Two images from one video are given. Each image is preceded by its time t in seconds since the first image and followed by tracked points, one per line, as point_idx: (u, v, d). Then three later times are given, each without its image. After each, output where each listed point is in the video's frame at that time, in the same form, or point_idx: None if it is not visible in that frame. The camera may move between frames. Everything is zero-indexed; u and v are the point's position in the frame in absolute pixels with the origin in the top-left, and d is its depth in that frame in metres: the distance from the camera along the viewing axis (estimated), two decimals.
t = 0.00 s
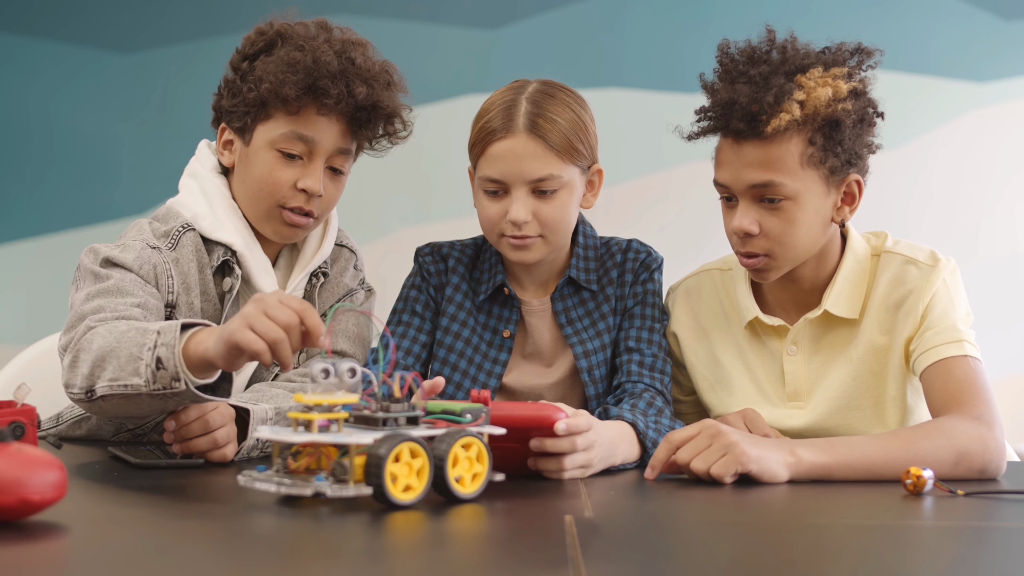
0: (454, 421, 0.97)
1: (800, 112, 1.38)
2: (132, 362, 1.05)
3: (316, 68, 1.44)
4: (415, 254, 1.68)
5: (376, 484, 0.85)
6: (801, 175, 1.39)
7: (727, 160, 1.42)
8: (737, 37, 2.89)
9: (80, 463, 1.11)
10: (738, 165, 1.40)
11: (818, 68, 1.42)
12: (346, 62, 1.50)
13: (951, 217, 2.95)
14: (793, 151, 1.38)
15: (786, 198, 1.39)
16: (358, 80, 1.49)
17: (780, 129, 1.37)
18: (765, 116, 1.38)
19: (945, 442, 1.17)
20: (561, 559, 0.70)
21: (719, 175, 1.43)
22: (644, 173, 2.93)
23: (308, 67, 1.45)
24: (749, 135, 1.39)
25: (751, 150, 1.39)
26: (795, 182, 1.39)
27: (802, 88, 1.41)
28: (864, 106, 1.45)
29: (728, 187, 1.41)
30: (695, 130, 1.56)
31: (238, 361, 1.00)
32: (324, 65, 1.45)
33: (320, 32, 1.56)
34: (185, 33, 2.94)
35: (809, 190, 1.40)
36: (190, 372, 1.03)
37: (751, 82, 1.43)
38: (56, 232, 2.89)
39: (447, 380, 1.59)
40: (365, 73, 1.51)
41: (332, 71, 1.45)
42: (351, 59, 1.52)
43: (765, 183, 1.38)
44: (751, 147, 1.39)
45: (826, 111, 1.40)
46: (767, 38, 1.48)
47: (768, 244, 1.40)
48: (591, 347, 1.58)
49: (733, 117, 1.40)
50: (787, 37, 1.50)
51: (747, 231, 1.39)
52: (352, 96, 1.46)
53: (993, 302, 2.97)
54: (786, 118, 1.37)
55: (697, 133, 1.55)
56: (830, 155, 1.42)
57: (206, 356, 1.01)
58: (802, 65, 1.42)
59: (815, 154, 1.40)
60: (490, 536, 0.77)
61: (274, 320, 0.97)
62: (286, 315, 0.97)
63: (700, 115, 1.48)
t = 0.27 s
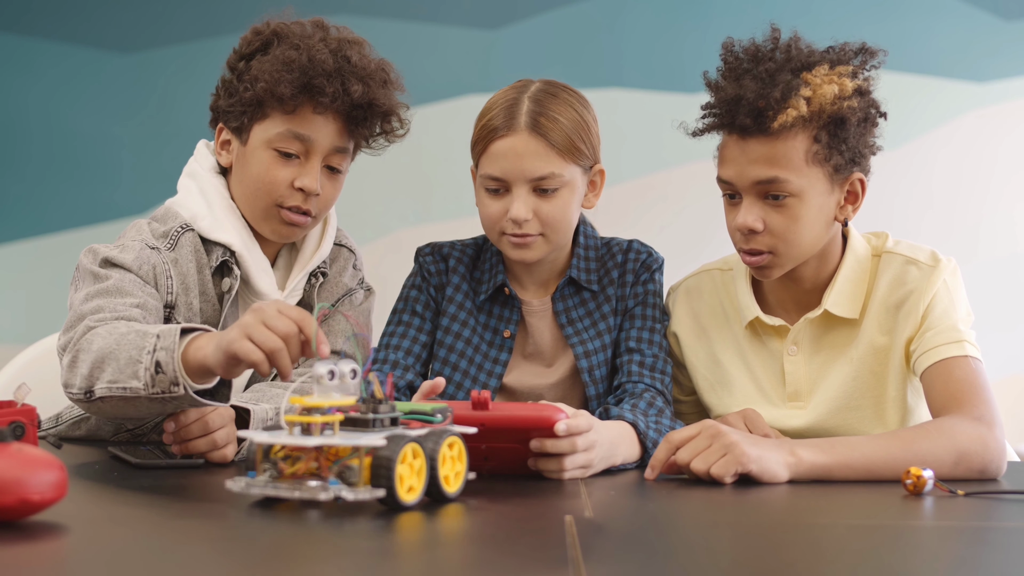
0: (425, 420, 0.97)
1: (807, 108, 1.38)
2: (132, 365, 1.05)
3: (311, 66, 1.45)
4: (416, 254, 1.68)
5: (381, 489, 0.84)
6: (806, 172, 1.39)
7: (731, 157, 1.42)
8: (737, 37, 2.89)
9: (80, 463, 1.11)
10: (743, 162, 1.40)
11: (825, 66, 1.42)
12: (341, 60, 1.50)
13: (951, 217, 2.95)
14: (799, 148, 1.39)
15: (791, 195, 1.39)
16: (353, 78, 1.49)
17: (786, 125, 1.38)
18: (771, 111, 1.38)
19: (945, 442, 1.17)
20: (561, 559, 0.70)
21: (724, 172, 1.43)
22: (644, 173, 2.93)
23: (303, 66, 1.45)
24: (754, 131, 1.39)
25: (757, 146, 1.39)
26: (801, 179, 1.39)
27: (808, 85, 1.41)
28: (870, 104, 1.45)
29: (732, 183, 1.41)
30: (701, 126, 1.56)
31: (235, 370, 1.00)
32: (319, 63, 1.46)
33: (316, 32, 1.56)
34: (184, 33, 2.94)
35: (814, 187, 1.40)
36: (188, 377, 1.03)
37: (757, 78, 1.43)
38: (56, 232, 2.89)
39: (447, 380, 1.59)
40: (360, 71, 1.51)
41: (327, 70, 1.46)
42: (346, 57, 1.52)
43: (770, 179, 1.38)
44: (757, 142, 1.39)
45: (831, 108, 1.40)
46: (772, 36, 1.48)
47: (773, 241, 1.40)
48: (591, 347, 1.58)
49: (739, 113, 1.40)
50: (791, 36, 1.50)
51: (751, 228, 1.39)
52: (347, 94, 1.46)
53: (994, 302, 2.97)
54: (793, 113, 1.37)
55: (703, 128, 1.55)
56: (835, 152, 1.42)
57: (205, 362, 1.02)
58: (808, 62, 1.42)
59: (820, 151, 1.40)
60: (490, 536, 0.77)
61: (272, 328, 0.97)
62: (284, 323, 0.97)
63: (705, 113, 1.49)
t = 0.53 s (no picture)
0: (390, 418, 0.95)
1: (814, 104, 1.39)
2: (138, 367, 1.04)
3: (307, 63, 1.45)
4: (416, 254, 1.68)
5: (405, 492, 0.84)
6: (812, 168, 1.39)
7: (737, 153, 1.41)
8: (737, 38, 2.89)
9: (80, 463, 1.11)
10: (750, 158, 1.40)
11: (831, 63, 1.43)
12: (338, 57, 1.50)
13: (951, 217, 2.95)
14: (805, 144, 1.39)
15: (797, 191, 1.39)
16: (350, 75, 1.49)
17: (794, 121, 1.38)
18: (779, 107, 1.38)
19: (945, 442, 1.17)
20: (561, 559, 0.70)
21: (728, 168, 1.43)
22: (644, 173, 2.93)
23: (300, 63, 1.45)
24: (762, 126, 1.39)
25: (765, 142, 1.39)
26: (807, 175, 1.39)
27: (816, 81, 1.41)
28: (876, 104, 1.46)
29: (737, 179, 1.41)
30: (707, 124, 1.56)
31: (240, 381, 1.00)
32: (315, 60, 1.46)
33: (313, 30, 1.56)
34: (184, 33, 2.94)
35: (819, 184, 1.40)
36: (195, 384, 1.03)
37: (765, 73, 1.43)
38: (56, 232, 2.89)
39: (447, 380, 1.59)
40: (357, 68, 1.51)
41: (324, 66, 1.46)
42: (343, 55, 1.52)
43: (776, 175, 1.38)
44: (764, 138, 1.39)
45: (837, 105, 1.41)
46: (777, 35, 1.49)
47: (778, 238, 1.40)
48: (591, 347, 1.58)
49: (746, 109, 1.40)
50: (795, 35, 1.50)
51: (757, 225, 1.38)
52: (344, 90, 1.46)
53: (994, 302, 2.97)
54: (801, 109, 1.37)
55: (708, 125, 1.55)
56: (841, 150, 1.42)
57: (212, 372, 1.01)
58: (814, 59, 1.43)
59: (826, 148, 1.40)
60: (490, 537, 0.77)
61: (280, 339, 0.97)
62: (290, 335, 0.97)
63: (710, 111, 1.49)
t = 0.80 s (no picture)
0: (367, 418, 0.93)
1: (821, 102, 1.39)
2: (158, 354, 1.02)
3: (304, 64, 1.45)
4: (416, 254, 1.68)
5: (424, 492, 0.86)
6: (818, 167, 1.39)
7: (742, 152, 1.41)
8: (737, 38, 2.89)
9: (80, 464, 1.11)
10: (755, 156, 1.40)
11: (836, 63, 1.43)
12: (335, 57, 1.50)
13: (951, 218, 2.95)
14: (810, 143, 1.39)
15: (802, 189, 1.39)
16: (347, 75, 1.49)
17: (800, 120, 1.38)
18: (786, 105, 1.38)
19: (945, 442, 1.17)
20: (560, 560, 0.70)
21: (733, 167, 1.42)
22: (644, 174, 2.93)
23: (297, 64, 1.45)
24: (768, 125, 1.38)
25: (771, 141, 1.39)
26: (812, 173, 1.39)
27: (821, 80, 1.41)
28: (880, 104, 1.47)
29: (742, 178, 1.41)
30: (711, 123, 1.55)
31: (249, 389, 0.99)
32: (312, 60, 1.46)
33: (311, 30, 1.56)
34: (184, 34, 2.94)
35: (824, 183, 1.40)
36: (212, 381, 1.01)
37: (769, 72, 1.43)
38: (56, 232, 2.89)
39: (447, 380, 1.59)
40: (354, 68, 1.51)
41: (320, 66, 1.46)
42: (341, 55, 1.52)
43: (782, 173, 1.38)
44: (771, 137, 1.39)
45: (842, 104, 1.41)
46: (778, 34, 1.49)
47: (783, 237, 1.40)
48: (591, 347, 1.58)
49: (752, 108, 1.39)
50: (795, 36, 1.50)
51: (763, 224, 1.38)
52: (341, 91, 1.46)
53: (994, 303, 2.97)
54: (808, 107, 1.38)
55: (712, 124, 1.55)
56: (845, 149, 1.42)
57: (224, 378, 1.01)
58: (819, 58, 1.43)
59: (830, 147, 1.40)
60: (489, 537, 0.77)
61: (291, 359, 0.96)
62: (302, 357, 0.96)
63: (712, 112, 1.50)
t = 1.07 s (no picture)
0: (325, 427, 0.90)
1: (823, 103, 1.39)
2: (174, 342, 1.00)
3: (306, 65, 1.45)
4: (416, 254, 1.68)
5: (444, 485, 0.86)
6: (820, 167, 1.39)
7: (744, 152, 1.41)
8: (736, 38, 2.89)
9: (80, 464, 1.11)
10: (757, 156, 1.39)
11: (837, 62, 1.43)
12: (336, 58, 1.50)
13: (952, 218, 2.95)
14: (813, 143, 1.39)
15: (805, 189, 1.39)
16: (349, 76, 1.49)
17: (803, 119, 1.38)
18: (790, 105, 1.38)
19: (945, 442, 1.17)
20: (560, 560, 0.70)
21: (735, 168, 1.42)
22: (644, 174, 2.93)
23: (299, 64, 1.45)
24: (770, 125, 1.38)
25: (773, 141, 1.39)
26: (815, 173, 1.39)
27: (824, 79, 1.41)
28: (880, 104, 1.47)
29: (744, 179, 1.40)
30: (713, 123, 1.55)
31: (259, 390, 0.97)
32: (315, 61, 1.46)
33: (312, 32, 1.56)
34: (184, 34, 2.94)
35: (827, 182, 1.40)
36: (223, 377, 0.98)
37: (771, 72, 1.43)
38: (57, 233, 2.89)
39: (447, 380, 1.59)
40: (356, 68, 1.51)
41: (323, 67, 1.46)
42: (342, 55, 1.51)
43: (785, 173, 1.38)
44: (773, 138, 1.39)
45: (845, 104, 1.41)
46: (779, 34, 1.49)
47: (786, 237, 1.40)
48: (591, 347, 1.59)
49: (755, 108, 1.39)
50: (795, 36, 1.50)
51: (766, 224, 1.38)
52: (343, 92, 1.46)
53: (994, 303, 2.97)
54: (811, 107, 1.38)
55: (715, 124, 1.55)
56: (847, 149, 1.42)
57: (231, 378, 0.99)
58: (820, 57, 1.43)
59: (833, 146, 1.40)
60: (489, 537, 0.77)
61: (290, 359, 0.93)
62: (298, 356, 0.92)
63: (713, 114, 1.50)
